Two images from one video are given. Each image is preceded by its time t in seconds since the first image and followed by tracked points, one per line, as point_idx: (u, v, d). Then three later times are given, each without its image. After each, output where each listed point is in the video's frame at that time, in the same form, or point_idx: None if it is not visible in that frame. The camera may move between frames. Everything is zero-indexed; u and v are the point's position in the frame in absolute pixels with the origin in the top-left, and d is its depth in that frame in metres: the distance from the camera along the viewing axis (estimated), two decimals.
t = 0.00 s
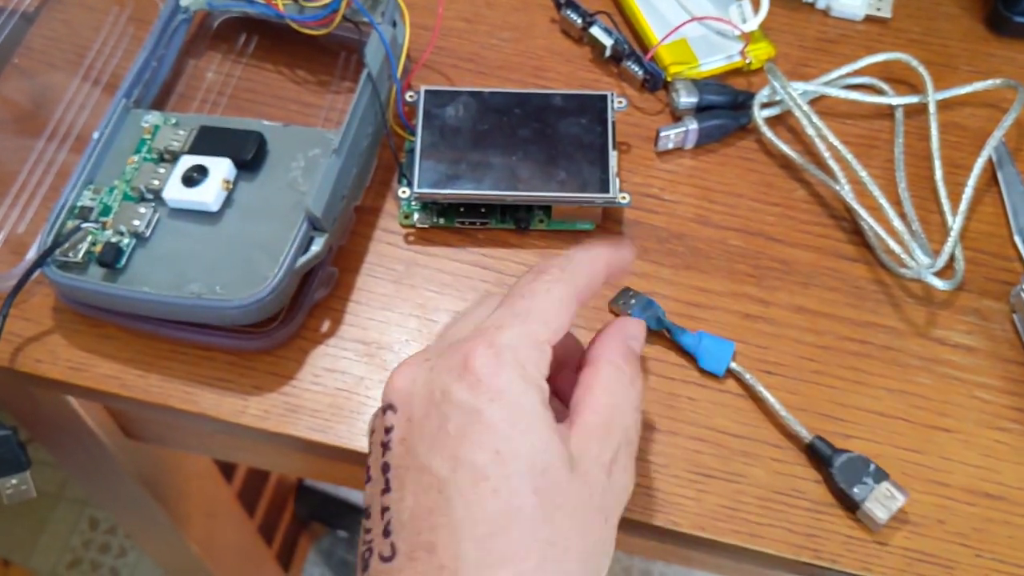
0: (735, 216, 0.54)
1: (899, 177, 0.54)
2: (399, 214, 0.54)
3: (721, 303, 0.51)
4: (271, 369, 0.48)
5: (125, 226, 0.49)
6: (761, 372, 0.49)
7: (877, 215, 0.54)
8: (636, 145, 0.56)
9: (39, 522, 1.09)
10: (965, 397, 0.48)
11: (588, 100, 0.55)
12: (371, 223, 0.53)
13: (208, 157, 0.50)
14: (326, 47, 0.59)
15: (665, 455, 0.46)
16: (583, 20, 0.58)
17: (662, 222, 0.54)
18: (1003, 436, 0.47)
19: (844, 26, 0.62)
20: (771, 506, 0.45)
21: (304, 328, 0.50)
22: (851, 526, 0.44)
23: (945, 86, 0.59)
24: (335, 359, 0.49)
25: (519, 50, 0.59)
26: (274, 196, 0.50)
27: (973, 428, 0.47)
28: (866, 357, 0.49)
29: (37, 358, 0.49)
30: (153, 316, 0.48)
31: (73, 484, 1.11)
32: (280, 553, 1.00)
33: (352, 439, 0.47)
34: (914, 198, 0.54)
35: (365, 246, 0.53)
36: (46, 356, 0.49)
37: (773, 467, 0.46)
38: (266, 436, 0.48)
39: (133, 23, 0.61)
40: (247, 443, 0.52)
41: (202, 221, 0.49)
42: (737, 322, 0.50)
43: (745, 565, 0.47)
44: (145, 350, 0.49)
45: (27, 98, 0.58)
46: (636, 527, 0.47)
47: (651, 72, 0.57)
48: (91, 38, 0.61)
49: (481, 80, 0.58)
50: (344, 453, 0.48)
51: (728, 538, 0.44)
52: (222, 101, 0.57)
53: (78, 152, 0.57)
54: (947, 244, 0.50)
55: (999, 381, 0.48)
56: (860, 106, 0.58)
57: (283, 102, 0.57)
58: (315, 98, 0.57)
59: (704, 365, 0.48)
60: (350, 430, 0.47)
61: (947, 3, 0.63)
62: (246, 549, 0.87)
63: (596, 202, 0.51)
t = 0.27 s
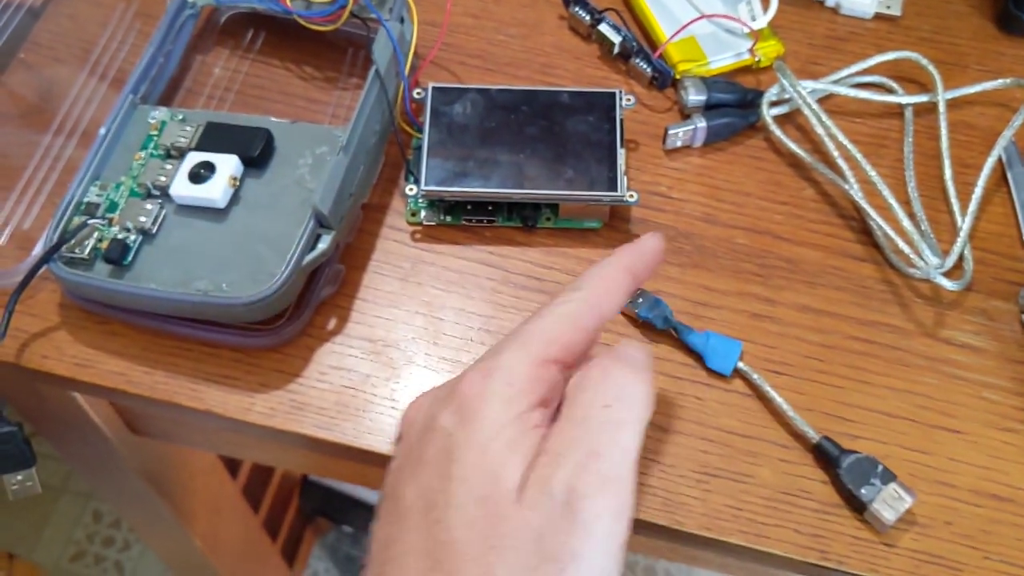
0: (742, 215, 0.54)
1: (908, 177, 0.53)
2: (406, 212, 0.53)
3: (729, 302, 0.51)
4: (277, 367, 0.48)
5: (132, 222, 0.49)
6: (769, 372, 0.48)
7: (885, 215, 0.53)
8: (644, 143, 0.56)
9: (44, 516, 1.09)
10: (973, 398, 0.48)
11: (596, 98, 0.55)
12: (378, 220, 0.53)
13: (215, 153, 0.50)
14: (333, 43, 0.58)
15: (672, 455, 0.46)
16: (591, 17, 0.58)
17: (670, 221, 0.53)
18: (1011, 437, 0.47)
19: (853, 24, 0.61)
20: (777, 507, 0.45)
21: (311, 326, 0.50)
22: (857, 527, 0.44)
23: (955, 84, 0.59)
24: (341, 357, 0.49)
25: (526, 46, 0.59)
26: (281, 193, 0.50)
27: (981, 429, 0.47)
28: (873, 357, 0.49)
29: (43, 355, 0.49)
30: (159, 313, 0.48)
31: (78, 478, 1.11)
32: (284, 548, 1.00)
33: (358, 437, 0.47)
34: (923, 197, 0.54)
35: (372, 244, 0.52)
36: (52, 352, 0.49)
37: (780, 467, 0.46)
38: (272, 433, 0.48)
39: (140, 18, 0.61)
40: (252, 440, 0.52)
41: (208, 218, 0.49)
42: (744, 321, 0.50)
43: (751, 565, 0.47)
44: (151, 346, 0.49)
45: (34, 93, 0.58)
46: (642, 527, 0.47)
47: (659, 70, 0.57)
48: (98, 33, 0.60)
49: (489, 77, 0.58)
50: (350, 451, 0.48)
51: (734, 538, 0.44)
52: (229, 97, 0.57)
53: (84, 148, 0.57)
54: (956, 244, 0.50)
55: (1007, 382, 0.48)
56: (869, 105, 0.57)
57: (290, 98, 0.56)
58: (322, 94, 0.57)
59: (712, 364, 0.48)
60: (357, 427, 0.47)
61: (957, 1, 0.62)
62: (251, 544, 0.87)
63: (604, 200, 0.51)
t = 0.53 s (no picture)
0: (732, 219, 0.54)
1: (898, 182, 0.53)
2: (395, 215, 0.54)
3: (718, 306, 0.51)
4: (265, 370, 0.48)
5: (121, 226, 0.49)
6: (757, 376, 0.49)
7: (874, 219, 0.53)
8: (634, 146, 0.56)
9: (43, 513, 1.10)
10: (960, 403, 0.48)
11: (586, 101, 0.55)
12: (367, 223, 0.53)
13: (204, 157, 0.50)
14: (324, 46, 0.58)
15: (658, 459, 0.46)
16: (582, 20, 0.58)
17: (659, 224, 0.53)
18: (997, 443, 0.47)
19: (845, 27, 0.61)
20: (763, 512, 0.45)
21: (300, 329, 0.50)
22: (842, 532, 0.44)
23: (946, 88, 0.59)
24: (330, 360, 0.49)
25: (518, 49, 0.59)
26: (270, 197, 0.50)
27: (967, 434, 0.47)
28: (861, 362, 0.49)
29: (32, 357, 0.49)
30: (148, 316, 0.48)
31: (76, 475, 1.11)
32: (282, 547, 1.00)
33: (346, 440, 0.47)
34: (913, 202, 0.54)
35: (361, 247, 0.53)
36: (41, 355, 0.49)
37: (766, 472, 0.46)
38: (260, 436, 0.48)
39: (132, 20, 0.61)
40: (242, 442, 0.52)
41: (197, 221, 0.49)
42: (733, 325, 0.50)
43: (738, 569, 0.47)
44: (140, 349, 0.49)
45: (25, 95, 0.58)
46: (629, 530, 0.47)
47: (650, 73, 0.57)
48: (91, 35, 0.61)
49: (480, 80, 0.58)
50: (338, 454, 0.48)
51: (720, 543, 0.44)
52: (220, 99, 0.57)
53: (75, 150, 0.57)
54: (944, 248, 0.50)
55: (994, 387, 0.48)
56: (860, 109, 0.57)
57: (281, 100, 0.56)
58: (313, 97, 0.57)
59: (700, 369, 0.48)
60: (344, 431, 0.47)
61: (949, 4, 0.62)
62: (247, 543, 0.87)
63: (593, 204, 0.51)
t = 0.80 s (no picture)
0: (734, 217, 0.54)
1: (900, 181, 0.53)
2: (398, 214, 0.54)
3: (721, 304, 0.51)
4: (269, 368, 0.49)
5: (125, 225, 0.49)
6: (759, 375, 0.49)
7: (877, 218, 0.53)
8: (637, 145, 0.56)
9: (48, 511, 1.10)
10: (962, 402, 0.48)
11: (589, 100, 0.55)
12: (370, 222, 0.54)
13: (208, 156, 0.51)
14: (327, 45, 0.59)
15: (661, 457, 0.46)
16: (585, 19, 0.58)
17: (662, 223, 0.53)
18: (999, 441, 0.47)
19: (848, 26, 0.61)
20: (765, 509, 0.45)
21: (303, 328, 0.50)
22: (844, 530, 0.44)
23: (949, 87, 0.59)
24: (333, 359, 0.49)
25: (520, 48, 0.59)
26: (273, 196, 0.50)
27: (969, 433, 0.47)
28: (863, 360, 0.49)
29: (37, 356, 0.49)
30: (152, 314, 0.48)
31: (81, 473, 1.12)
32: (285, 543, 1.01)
33: (349, 438, 0.47)
34: (915, 200, 0.54)
35: (364, 246, 0.53)
36: (46, 353, 0.49)
37: (768, 470, 0.46)
38: (263, 434, 0.49)
39: (137, 20, 0.61)
40: (246, 440, 0.52)
41: (201, 220, 0.50)
42: (735, 324, 0.50)
43: (740, 567, 0.48)
44: (144, 348, 0.49)
45: (29, 94, 0.59)
46: (631, 528, 0.47)
47: (653, 72, 0.57)
48: (96, 35, 0.61)
49: (483, 79, 0.58)
50: (341, 452, 0.48)
51: (723, 540, 0.44)
52: (224, 99, 0.57)
53: (78, 149, 0.57)
54: (947, 247, 0.50)
55: (997, 386, 0.48)
56: (862, 108, 0.58)
57: (285, 100, 0.57)
58: (317, 97, 0.57)
59: (702, 367, 0.48)
60: (348, 429, 0.47)
61: (952, 3, 0.62)
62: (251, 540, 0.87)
63: (595, 203, 0.51)
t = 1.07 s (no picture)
0: (748, 218, 0.53)
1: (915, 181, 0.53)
2: (410, 214, 0.53)
3: (734, 306, 0.51)
4: (281, 370, 0.48)
5: (136, 226, 0.49)
6: (773, 377, 0.48)
7: (891, 219, 0.53)
8: (649, 146, 0.56)
9: (53, 512, 1.10)
10: (978, 404, 0.47)
11: (601, 100, 0.54)
12: (381, 222, 0.53)
13: (219, 157, 0.50)
14: (338, 45, 0.58)
15: (675, 460, 0.46)
16: (596, 19, 0.58)
17: (674, 223, 0.53)
18: (1015, 443, 0.46)
19: (860, 26, 0.61)
20: (780, 512, 0.45)
21: (315, 329, 0.50)
22: (860, 533, 0.44)
23: (963, 87, 0.59)
24: (345, 360, 0.49)
25: (531, 48, 0.59)
26: (285, 196, 0.50)
27: (985, 435, 0.47)
28: (878, 362, 0.49)
29: (47, 357, 0.49)
30: (163, 315, 0.48)
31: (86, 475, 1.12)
32: (291, 543, 1.02)
33: (362, 440, 0.47)
34: (930, 201, 0.54)
35: (376, 247, 0.52)
36: (57, 355, 0.49)
37: (783, 472, 0.46)
38: (275, 436, 0.48)
39: (146, 20, 0.61)
40: (257, 442, 0.52)
41: (212, 221, 0.49)
42: (749, 325, 0.50)
43: (754, 570, 0.47)
44: (155, 349, 0.49)
45: (38, 94, 0.58)
46: (644, 530, 0.47)
47: (665, 72, 0.56)
48: (105, 35, 0.61)
49: (494, 79, 0.58)
50: (354, 454, 0.48)
51: (737, 544, 0.44)
52: (234, 99, 0.57)
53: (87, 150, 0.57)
54: (962, 248, 0.50)
55: (1012, 388, 0.48)
56: (876, 108, 0.57)
57: (295, 100, 0.56)
58: (328, 97, 0.57)
59: (716, 369, 0.48)
60: (360, 431, 0.47)
61: (965, 2, 0.62)
62: (259, 541, 0.88)
63: (608, 203, 0.51)
